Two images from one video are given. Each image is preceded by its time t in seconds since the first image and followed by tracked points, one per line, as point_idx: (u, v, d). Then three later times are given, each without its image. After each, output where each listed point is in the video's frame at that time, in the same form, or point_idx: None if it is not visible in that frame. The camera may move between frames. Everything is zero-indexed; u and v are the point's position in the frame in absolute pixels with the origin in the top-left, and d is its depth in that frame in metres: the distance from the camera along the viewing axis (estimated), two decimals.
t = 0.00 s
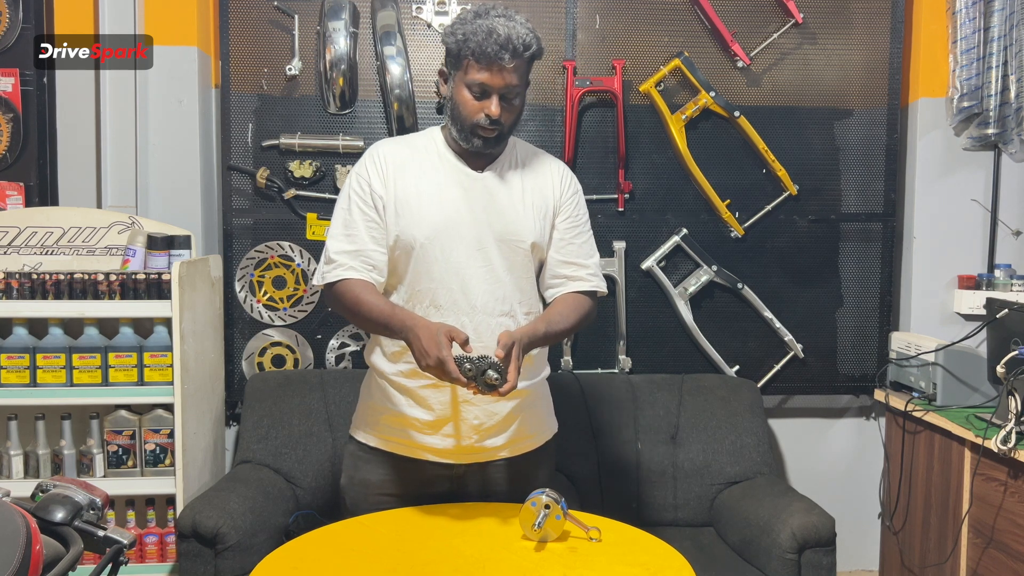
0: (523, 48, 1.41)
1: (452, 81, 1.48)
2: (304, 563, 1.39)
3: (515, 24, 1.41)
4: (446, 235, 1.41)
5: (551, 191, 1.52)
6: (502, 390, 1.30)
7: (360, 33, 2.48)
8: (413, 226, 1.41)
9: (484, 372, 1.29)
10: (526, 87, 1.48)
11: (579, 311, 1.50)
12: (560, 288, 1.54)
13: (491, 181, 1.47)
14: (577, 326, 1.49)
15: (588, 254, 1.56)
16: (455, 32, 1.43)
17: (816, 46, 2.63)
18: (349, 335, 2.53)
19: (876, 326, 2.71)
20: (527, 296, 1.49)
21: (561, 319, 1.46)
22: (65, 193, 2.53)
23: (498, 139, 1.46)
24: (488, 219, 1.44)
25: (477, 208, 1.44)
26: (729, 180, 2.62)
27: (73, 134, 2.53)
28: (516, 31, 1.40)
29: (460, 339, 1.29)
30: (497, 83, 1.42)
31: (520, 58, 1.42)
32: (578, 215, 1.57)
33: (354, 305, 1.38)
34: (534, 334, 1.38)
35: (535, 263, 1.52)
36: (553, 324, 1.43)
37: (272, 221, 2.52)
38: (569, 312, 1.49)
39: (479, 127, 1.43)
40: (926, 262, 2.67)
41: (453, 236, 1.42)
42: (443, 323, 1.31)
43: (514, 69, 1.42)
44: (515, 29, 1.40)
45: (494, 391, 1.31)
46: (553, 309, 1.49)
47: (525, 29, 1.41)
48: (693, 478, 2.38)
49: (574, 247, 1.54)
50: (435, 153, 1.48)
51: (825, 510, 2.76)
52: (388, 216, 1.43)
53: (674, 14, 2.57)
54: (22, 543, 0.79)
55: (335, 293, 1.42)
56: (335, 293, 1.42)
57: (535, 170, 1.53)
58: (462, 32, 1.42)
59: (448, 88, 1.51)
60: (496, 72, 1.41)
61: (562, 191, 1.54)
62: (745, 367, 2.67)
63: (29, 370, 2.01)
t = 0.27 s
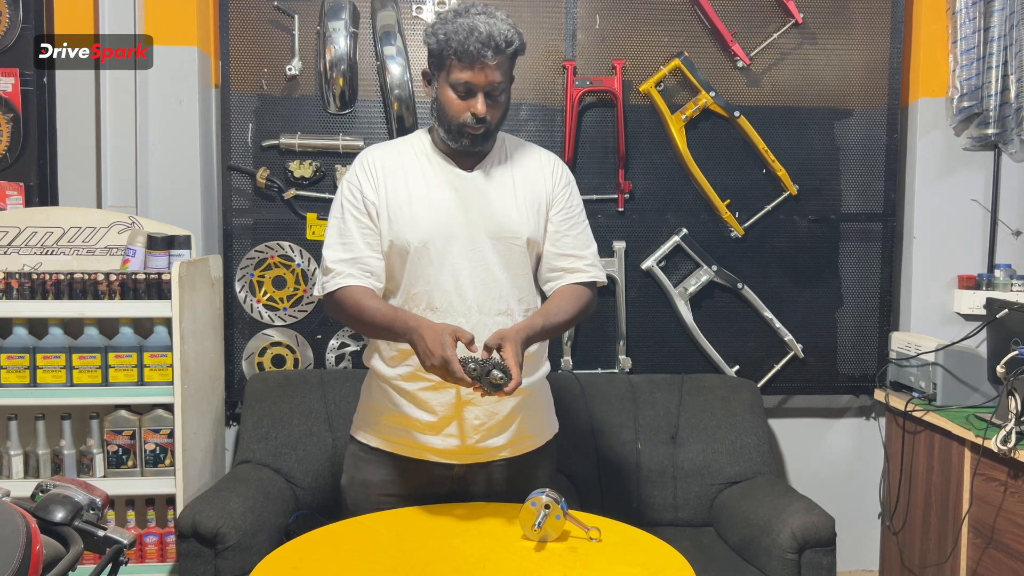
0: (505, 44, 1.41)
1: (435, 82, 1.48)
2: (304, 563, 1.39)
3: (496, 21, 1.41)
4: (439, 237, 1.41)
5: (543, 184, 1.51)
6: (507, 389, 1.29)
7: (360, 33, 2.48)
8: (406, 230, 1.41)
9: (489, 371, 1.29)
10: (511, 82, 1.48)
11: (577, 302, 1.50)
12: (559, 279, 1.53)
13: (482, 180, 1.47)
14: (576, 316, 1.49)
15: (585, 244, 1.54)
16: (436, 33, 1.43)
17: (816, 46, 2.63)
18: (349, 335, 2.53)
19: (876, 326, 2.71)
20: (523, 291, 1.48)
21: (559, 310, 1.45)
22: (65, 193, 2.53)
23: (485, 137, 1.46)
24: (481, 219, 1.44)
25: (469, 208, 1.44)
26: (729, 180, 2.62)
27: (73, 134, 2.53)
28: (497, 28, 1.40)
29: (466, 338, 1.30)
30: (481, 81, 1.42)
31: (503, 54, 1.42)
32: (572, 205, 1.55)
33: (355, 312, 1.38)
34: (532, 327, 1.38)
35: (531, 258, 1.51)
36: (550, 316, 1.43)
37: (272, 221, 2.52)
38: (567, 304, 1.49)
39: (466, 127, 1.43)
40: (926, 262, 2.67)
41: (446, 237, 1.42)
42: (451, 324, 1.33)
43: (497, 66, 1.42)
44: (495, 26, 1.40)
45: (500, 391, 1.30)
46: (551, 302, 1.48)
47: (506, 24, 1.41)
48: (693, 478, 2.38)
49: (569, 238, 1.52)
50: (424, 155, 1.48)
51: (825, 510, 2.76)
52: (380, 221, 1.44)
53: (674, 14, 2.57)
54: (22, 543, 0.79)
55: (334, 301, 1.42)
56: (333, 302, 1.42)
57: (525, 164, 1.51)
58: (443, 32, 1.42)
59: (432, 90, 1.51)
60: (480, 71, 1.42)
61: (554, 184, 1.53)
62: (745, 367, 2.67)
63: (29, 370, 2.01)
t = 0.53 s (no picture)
0: (496, 45, 1.41)
1: (429, 84, 1.49)
2: (304, 563, 1.39)
3: (487, 22, 1.41)
4: (435, 239, 1.41)
5: (540, 184, 1.51)
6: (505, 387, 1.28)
7: (360, 33, 2.48)
8: (401, 232, 1.41)
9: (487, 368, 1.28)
10: (504, 82, 1.48)
11: (578, 303, 1.50)
12: (558, 280, 1.53)
13: (478, 181, 1.46)
14: (578, 317, 1.49)
15: (584, 243, 1.54)
16: (427, 35, 1.43)
17: (816, 46, 2.63)
18: (349, 335, 2.53)
19: (876, 326, 2.71)
20: (522, 292, 1.48)
21: (560, 310, 1.46)
22: (65, 193, 2.53)
23: (480, 138, 1.46)
24: (477, 220, 1.43)
25: (465, 210, 1.44)
26: (729, 180, 2.62)
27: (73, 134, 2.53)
28: (488, 29, 1.40)
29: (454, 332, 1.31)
30: (473, 83, 1.43)
31: (495, 56, 1.42)
32: (570, 205, 1.54)
33: (346, 307, 1.40)
34: (533, 327, 1.38)
35: (529, 259, 1.50)
36: (551, 317, 1.44)
37: (272, 221, 2.52)
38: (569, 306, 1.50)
39: (458, 129, 1.44)
40: (926, 262, 2.67)
41: (442, 239, 1.41)
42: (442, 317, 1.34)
43: (488, 68, 1.42)
44: (486, 27, 1.40)
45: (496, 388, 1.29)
46: (552, 303, 1.49)
47: (497, 25, 1.41)
48: (693, 478, 2.38)
49: (568, 238, 1.52)
50: (419, 157, 1.47)
51: (825, 510, 2.76)
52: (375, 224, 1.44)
53: (674, 14, 2.57)
54: (22, 543, 0.79)
55: (326, 298, 1.44)
56: (325, 299, 1.44)
57: (521, 163, 1.51)
58: (433, 34, 1.42)
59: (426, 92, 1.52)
60: (471, 73, 1.42)
61: (552, 183, 1.52)
62: (745, 367, 2.67)
63: (29, 370, 2.01)
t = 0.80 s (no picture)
0: (509, 49, 1.40)
1: (440, 83, 1.48)
2: (304, 563, 1.39)
3: (502, 25, 1.40)
4: (438, 239, 1.41)
5: (546, 189, 1.51)
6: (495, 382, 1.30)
7: (360, 33, 2.48)
8: (405, 231, 1.41)
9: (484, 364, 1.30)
10: (515, 86, 1.47)
11: (578, 308, 1.50)
12: (559, 285, 1.53)
13: (483, 182, 1.46)
14: (577, 323, 1.50)
15: (587, 249, 1.54)
16: (442, 34, 1.42)
17: (816, 46, 2.63)
18: (349, 335, 2.53)
19: (876, 326, 2.71)
20: (523, 295, 1.49)
21: (561, 314, 1.47)
22: (65, 193, 2.53)
23: (487, 140, 1.46)
24: (481, 221, 1.44)
25: (469, 211, 1.44)
26: (729, 180, 2.62)
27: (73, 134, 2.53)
28: (503, 33, 1.39)
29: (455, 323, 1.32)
30: (484, 86, 1.42)
31: (508, 59, 1.41)
32: (575, 210, 1.55)
33: (340, 301, 1.40)
34: (534, 330, 1.39)
35: (531, 263, 1.51)
36: (551, 321, 1.44)
37: (272, 221, 2.52)
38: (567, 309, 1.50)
39: (466, 130, 1.43)
40: (926, 263, 2.67)
41: (445, 240, 1.41)
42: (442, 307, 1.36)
43: (501, 71, 1.41)
44: (501, 31, 1.39)
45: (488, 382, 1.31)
46: (552, 307, 1.49)
47: (511, 29, 1.40)
48: (693, 478, 2.38)
49: (571, 244, 1.52)
50: (426, 155, 1.47)
51: (825, 510, 2.76)
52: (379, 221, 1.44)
53: (674, 14, 2.57)
54: (22, 544, 0.79)
55: (320, 291, 1.43)
56: (320, 290, 1.44)
57: (528, 166, 1.51)
58: (448, 34, 1.41)
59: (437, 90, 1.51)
60: (483, 76, 1.41)
61: (558, 188, 1.53)
62: (745, 367, 2.68)
63: (29, 370, 2.01)
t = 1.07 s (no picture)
0: (529, 53, 1.41)
1: (456, 81, 1.48)
2: (304, 562, 1.39)
3: (523, 28, 1.41)
4: (445, 237, 1.41)
5: (556, 196, 1.52)
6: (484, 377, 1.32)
7: (360, 33, 2.48)
8: (413, 227, 1.41)
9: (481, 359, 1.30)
10: (531, 90, 1.47)
11: (577, 317, 1.51)
12: (560, 294, 1.55)
13: (494, 182, 1.46)
14: (576, 332, 1.50)
15: (591, 260, 1.56)
16: (463, 32, 1.42)
17: (816, 46, 2.63)
18: (349, 335, 2.53)
19: (876, 326, 2.71)
20: (526, 300, 1.49)
21: (562, 324, 1.47)
22: (65, 193, 2.53)
23: (499, 142, 1.46)
24: (488, 221, 1.44)
25: (477, 211, 1.44)
26: (729, 180, 2.62)
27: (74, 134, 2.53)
28: (523, 36, 1.40)
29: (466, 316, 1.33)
30: (502, 87, 1.42)
31: (527, 63, 1.42)
32: (582, 220, 1.56)
33: (343, 284, 1.38)
34: (537, 337, 1.39)
35: (535, 268, 1.51)
36: (552, 327, 1.45)
37: (272, 221, 2.52)
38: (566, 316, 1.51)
39: (480, 130, 1.43)
40: (926, 262, 2.67)
41: (452, 239, 1.41)
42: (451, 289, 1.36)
43: (518, 74, 1.42)
44: (522, 34, 1.40)
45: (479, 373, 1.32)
46: (552, 314, 1.49)
47: (532, 33, 1.41)
48: (693, 478, 2.38)
49: (576, 253, 1.54)
50: (439, 153, 1.47)
51: (825, 509, 2.76)
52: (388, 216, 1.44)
53: (675, 14, 2.57)
54: (22, 544, 0.79)
55: (321, 275, 1.42)
56: (320, 272, 1.42)
57: (539, 173, 1.52)
58: (469, 33, 1.41)
59: (453, 87, 1.51)
60: (501, 77, 1.41)
61: (567, 196, 1.53)
62: (745, 367, 2.68)
63: (29, 370, 2.01)
